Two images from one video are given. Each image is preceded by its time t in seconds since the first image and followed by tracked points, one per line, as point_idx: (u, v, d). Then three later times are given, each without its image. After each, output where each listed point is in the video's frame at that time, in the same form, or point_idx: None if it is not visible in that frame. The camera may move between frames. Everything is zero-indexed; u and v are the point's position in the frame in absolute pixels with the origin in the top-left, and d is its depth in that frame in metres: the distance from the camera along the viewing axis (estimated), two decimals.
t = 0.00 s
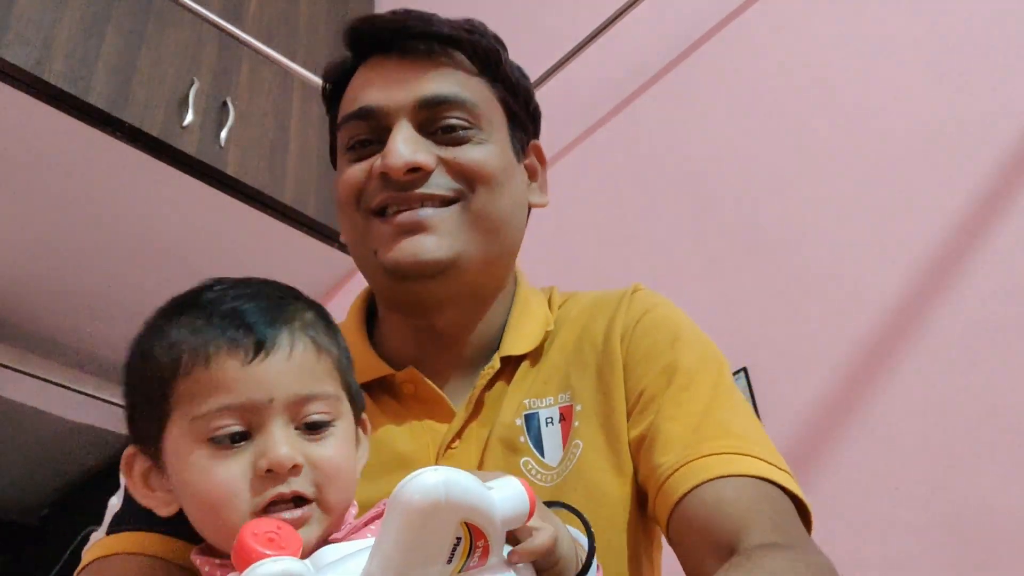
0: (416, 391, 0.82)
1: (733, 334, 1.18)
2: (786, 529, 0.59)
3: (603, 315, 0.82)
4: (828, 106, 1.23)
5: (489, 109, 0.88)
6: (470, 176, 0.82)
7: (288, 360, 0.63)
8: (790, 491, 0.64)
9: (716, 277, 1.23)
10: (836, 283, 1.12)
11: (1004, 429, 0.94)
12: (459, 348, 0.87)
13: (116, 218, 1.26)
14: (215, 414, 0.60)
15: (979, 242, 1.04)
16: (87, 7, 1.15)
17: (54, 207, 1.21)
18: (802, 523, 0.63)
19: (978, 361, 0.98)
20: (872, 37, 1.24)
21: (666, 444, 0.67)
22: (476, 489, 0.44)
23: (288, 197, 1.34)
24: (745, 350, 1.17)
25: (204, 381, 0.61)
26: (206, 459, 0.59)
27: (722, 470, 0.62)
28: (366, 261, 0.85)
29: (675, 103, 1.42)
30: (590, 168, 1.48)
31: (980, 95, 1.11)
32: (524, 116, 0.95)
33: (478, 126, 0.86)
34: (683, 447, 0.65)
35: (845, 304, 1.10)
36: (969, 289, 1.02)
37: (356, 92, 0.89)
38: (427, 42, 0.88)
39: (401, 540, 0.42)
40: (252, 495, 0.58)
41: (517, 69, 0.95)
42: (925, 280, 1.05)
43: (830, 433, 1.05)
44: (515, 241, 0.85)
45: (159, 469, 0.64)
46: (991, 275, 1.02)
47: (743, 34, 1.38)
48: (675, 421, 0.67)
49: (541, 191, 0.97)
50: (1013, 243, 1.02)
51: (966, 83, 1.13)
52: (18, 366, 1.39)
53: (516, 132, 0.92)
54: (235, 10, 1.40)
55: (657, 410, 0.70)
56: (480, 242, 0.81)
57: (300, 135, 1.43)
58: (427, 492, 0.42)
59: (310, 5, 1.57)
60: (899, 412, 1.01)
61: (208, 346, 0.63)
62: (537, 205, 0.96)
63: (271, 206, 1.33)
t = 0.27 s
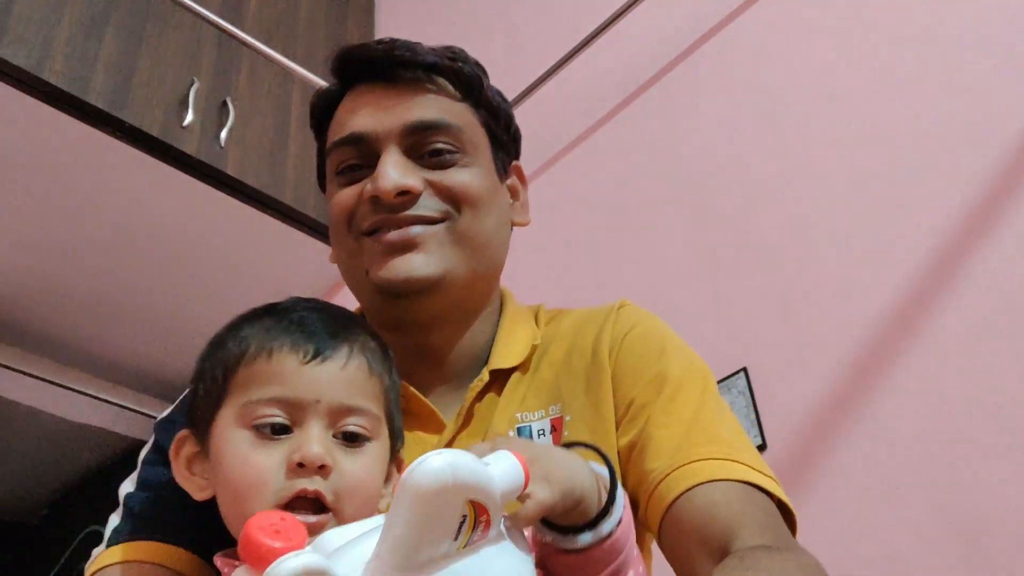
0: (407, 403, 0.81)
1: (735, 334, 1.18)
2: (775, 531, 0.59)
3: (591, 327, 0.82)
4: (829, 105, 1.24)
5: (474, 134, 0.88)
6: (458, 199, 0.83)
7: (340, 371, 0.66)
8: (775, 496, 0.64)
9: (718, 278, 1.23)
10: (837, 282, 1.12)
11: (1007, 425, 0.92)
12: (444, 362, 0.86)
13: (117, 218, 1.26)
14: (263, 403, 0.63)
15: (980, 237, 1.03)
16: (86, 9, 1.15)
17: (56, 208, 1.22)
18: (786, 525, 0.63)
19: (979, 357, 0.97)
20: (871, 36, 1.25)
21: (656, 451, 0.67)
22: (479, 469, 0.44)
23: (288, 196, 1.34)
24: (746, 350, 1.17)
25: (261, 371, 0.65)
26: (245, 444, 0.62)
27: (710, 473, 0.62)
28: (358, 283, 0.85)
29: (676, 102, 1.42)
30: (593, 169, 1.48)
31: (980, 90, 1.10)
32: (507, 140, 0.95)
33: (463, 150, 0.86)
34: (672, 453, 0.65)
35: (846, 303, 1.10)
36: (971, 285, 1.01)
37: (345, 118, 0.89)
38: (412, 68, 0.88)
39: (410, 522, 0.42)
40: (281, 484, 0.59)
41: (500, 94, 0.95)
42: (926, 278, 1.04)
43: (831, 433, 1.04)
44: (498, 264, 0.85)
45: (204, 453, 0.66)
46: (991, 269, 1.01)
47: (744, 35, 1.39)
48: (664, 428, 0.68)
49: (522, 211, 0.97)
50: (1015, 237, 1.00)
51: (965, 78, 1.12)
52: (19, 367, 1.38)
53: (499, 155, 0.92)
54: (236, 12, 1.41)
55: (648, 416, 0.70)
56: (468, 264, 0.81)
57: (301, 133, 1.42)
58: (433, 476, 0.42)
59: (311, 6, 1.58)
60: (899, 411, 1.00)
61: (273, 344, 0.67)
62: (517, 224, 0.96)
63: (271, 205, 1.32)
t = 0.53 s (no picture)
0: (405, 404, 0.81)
1: (734, 334, 1.18)
2: (778, 537, 0.59)
3: (591, 331, 0.82)
4: (828, 106, 1.24)
5: (461, 134, 0.88)
6: (448, 201, 0.82)
7: (355, 385, 0.71)
8: (779, 502, 0.64)
9: (718, 278, 1.23)
10: (837, 283, 1.11)
11: (1007, 425, 0.92)
12: (440, 366, 0.86)
13: (117, 218, 1.26)
14: (281, 410, 0.68)
15: (981, 236, 1.03)
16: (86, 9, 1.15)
17: (56, 208, 1.22)
18: (790, 528, 0.63)
19: (979, 357, 0.97)
20: (871, 37, 1.24)
21: (660, 458, 0.66)
22: (517, 464, 0.44)
23: (288, 196, 1.33)
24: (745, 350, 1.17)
25: (282, 380, 0.70)
26: (263, 447, 0.66)
27: (715, 482, 0.62)
28: (350, 288, 0.84)
29: (675, 103, 1.42)
30: (592, 169, 1.48)
31: (979, 91, 1.10)
32: (494, 135, 0.95)
33: (451, 151, 0.86)
34: (676, 461, 0.65)
35: (847, 304, 1.09)
36: (970, 285, 1.01)
37: (330, 122, 0.88)
38: (396, 70, 0.88)
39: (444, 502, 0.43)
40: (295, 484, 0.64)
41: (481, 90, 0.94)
42: (926, 277, 1.04)
43: (830, 433, 1.04)
44: (490, 264, 0.85)
45: (217, 461, 0.70)
46: (992, 269, 1.01)
47: (743, 35, 1.39)
48: (667, 435, 0.67)
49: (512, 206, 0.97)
50: (1015, 236, 1.00)
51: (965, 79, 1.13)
52: (19, 367, 1.38)
53: (486, 154, 0.92)
54: (235, 12, 1.40)
55: (651, 421, 0.70)
56: (460, 265, 0.81)
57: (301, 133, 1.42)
58: (473, 460, 0.42)
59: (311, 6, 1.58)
60: (899, 411, 1.00)
61: (292, 357, 0.72)
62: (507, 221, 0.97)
63: (271, 206, 1.32)
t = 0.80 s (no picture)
0: (407, 397, 0.81)
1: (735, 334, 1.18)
2: (775, 542, 0.59)
3: (596, 325, 0.81)
4: (830, 105, 1.23)
5: (453, 122, 0.87)
6: (446, 194, 0.82)
7: (337, 375, 0.71)
8: (779, 503, 0.64)
9: (718, 278, 1.23)
10: (839, 283, 1.11)
11: (1008, 427, 0.92)
12: (443, 360, 0.86)
13: (116, 217, 1.25)
14: (264, 405, 0.68)
15: (983, 236, 1.02)
16: (86, 8, 1.15)
17: (55, 208, 1.21)
18: (790, 529, 0.63)
19: (980, 358, 0.97)
20: (872, 36, 1.24)
21: (658, 460, 0.66)
22: (526, 493, 0.43)
23: (289, 196, 1.32)
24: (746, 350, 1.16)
25: (263, 374, 0.70)
26: (246, 442, 0.66)
27: (711, 486, 0.62)
28: (353, 289, 0.84)
29: (676, 103, 1.42)
30: (593, 169, 1.48)
31: (981, 91, 1.10)
32: (484, 118, 0.94)
33: (446, 142, 0.85)
34: (673, 464, 0.65)
35: (848, 304, 1.09)
36: (971, 286, 1.01)
37: (319, 121, 0.87)
38: (383, 62, 0.87)
39: (450, 526, 0.42)
40: (281, 479, 0.64)
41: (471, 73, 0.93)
42: (928, 277, 1.04)
43: (831, 433, 1.04)
44: (491, 255, 0.85)
45: (201, 459, 0.70)
46: (994, 270, 1.00)
47: (744, 35, 1.39)
48: (668, 436, 0.67)
49: (509, 192, 0.98)
50: (1017, 237, 1.00)
51: (967, 79, 1.12)
52: (22, 369, 1.39)
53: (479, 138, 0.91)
54: (235, 11, 1.40)
55: (651, 421, 0.70)
56: (462, 260, 0.81)
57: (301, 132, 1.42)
58: (478, 482, 0.42)
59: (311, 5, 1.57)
60: (900, 412, 1.00)
61: (272, 350, 0.72)
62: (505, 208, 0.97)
63: (270, 206, 1.31)
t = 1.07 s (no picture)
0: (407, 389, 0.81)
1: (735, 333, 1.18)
2: (780, 540, 0.59)
3: (598, 319, 0.81)
4: (829, 106, 1.23)
5: (447, 111, 0.88)
6: (445, 181, 0.82)
7: (359, 364, 0.71)
8: (784, 500, 0.64)
9: (718, 277, 1.23)
10: (838, 283, 1.11)
11: (1007, 427, 0.92)
12: (445, 353, 0.86)
13: (116, 216, 1.25)
14: (286, 392, 0.68)
15: (982, 237, 1.02)
16: (86, 8, 1.15)
17: (54, 207, 1.21)
18: (794, 526, 0.63)
19: (979, 358, 0.97)
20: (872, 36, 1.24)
21: (662, 457, 0.66)
22: (564, 502, 0.44)
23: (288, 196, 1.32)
24: (746, 349, 1.16)
25: (286, 362, 0.70)
26: (271, 429, 0.66)
27: (716, 484, 0.62)
28: (359, 285, 0.83)
29: (676, 103, 1.42)
30: (592, 169, 1.48)
31: (980, 92, 1.10)
32: (475, 109, 0.95)
33: (441, 130, 0.86)
34: (677, 462, 0.65)
35: (847, 304, 1.09)
36: (970, 287, 1.01)
37: (312, 117, 0.88)
38: (373, 54, 0.88)
39: (486, 523, 0.44)
40: (308, 464, 0.64)
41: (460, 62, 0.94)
42: (927, 278, 1.04)
43: (831, 433, 1.04)
44: (493, 243, 0.85)
45: (219, 447, 0.70)
46: (993, 271, 1.00)
47: (744, 35, 1.39)
48: (671, 433, 0.67)
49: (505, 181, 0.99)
50: (1016, 238, 1.00)
51: (966, 79, 1.12)
52: (24, 370, 1.39)
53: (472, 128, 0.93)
54: (234, 11, 1.40)
55: (655, 417, 0.69)
56: (465, 247, 0.80)
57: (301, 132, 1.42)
58: (514, 486, 0.43)
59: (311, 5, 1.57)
60: (900, 411, 1.00)
61: (293, 339, 0.72)
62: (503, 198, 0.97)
63: (270, 206, 1.31)
